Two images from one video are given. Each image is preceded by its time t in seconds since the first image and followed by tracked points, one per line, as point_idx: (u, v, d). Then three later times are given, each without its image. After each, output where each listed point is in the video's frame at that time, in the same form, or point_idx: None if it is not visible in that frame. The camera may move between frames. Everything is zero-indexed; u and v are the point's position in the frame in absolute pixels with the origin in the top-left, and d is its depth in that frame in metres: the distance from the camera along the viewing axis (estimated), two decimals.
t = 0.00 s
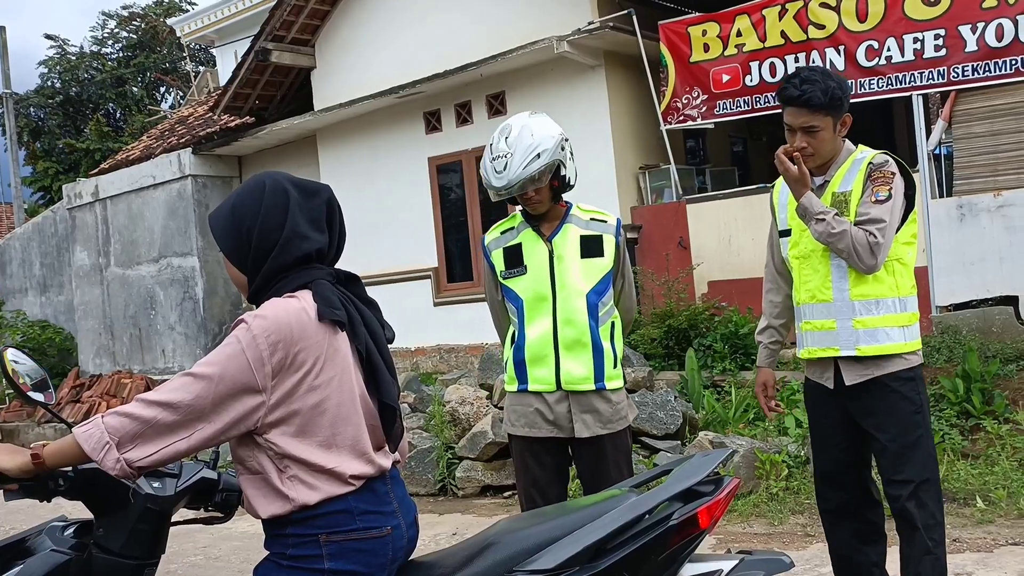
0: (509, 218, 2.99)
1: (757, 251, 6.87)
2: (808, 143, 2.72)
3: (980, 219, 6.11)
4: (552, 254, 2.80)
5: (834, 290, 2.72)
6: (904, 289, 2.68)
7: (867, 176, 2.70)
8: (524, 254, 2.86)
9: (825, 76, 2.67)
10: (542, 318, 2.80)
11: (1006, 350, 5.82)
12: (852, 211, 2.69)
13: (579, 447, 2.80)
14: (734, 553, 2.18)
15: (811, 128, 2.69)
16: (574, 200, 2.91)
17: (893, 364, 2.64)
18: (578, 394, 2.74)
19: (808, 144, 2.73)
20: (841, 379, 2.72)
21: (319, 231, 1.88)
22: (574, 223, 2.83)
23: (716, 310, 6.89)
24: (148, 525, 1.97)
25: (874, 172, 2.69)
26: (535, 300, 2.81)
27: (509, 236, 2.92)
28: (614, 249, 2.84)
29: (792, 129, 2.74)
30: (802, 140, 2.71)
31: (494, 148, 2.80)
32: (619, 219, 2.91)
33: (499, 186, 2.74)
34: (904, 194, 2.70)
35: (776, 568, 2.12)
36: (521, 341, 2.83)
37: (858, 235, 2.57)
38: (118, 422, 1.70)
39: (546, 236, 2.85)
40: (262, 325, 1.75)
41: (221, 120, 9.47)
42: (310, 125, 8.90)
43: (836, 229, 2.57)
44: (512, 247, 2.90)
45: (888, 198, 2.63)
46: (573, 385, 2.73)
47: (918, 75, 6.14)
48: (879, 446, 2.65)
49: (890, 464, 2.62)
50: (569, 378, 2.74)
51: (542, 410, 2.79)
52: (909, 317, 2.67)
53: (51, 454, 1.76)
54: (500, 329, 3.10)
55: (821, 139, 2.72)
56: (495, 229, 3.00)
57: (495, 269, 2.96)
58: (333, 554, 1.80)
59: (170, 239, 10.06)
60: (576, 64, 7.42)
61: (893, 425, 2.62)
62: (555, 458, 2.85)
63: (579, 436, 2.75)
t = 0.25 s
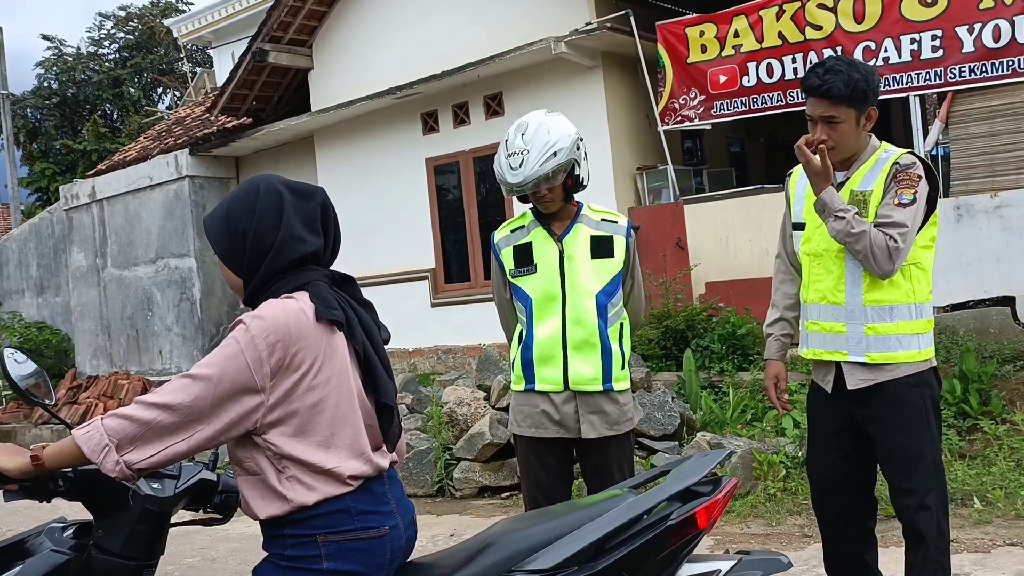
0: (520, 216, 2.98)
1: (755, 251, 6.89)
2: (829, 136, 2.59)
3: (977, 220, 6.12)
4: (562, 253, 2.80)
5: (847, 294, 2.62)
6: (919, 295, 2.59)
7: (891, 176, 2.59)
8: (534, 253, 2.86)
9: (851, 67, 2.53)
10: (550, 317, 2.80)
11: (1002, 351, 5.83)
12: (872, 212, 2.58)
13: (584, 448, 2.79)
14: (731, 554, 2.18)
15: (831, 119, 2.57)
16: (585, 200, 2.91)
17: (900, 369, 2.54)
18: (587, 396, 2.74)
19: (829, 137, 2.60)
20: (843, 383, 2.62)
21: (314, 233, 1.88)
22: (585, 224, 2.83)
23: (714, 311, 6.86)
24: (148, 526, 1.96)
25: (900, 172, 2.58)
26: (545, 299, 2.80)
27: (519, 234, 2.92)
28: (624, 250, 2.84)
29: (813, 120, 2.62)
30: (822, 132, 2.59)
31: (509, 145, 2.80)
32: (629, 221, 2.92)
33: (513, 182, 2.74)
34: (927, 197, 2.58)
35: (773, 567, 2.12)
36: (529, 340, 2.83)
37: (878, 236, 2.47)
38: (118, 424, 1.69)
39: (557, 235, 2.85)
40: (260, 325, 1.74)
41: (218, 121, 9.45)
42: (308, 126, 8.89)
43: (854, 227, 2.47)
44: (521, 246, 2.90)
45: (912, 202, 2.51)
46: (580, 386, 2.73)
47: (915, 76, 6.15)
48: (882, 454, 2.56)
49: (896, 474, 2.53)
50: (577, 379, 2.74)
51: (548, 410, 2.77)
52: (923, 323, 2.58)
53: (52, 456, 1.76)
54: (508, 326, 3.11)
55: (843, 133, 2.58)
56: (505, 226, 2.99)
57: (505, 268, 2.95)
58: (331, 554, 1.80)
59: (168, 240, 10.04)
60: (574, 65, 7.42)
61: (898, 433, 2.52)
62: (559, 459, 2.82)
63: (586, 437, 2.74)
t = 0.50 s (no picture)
0: (521, 217, 2.98)
1: (750, 252, 6.89)
2: (831, 131, 2.57)
3: (971, 221, 6.15)
4: (563, 253, 2.80)
5: (850, 296, 2.59)
6: (924, 300, 2.57)
7: (902, 178, 2.55)
8: (534, 253, 2.85)
9: (851, 63, 2.52)
10: (549, 316, 2.79)
11: (997, 351, 5.85)
12: (882, 214, 2.56)
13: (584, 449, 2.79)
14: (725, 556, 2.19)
15: (832, 115, 2.55)
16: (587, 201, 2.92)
17: (899, 373, 2.52)
18: (585, 396, 2.73)
19: (831, 134, 2.58)
20: (840, 384, 2.61)
21: (306, 234, 1.88)
22: (586, 224, 2.83)
23: (709, 312, 6.86)
24: (144, 528, 1.95)
25: (911, 174, 2.54)
26: (544, 299, 2.80)
27: (520, 233, 2.91)
28: (625, 251, 2.84)
29: (817, 117, 2.61)
30: (824, 129, 2.58)
31: (509, 144, 2.80)
32: (630, 222, 2.92)
33: (512, 182, 2.75)
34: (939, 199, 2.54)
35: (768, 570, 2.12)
36: (528, 340, 2.82)
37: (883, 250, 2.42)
38: (115, 424, 1.69)
39: (558, 235, 2.84)
40: (256, 326, 1.74)
41: (214, 122, 9.44)
42: (303, 127, 8.88)
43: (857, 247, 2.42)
44: (521, 246, 2.89)
45: (926, 206, 2.48)
46: (578, 386, 2.72)
47: (910, 78, 6.17)
48: (880, 458, 2.54)
49: (892, 479, 2.52)
50: (575, 380, 2.73)
51: (546, 411, 2.77)
52: (926, 329, 2.56)
53: (49, 457, 1.75)
54: (508, 327, 3.10)
55: (844, 128, 2.56)
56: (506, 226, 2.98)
57: (505, 267, 2.95)
58: (327, 554, 1.79)
59: (163, 241, 10.03)
60: (569, 66, 7.42)
61: (893, 438, 2.51)
62: (557, 462, 2.82)
63: (584, 438, 2.73)
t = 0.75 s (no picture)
0: (519, 217, 2.97)
1: (743, 255, 6.90)
2: (810, 133, 2.58)
3: (962, 223, 6.16)
4: (561, 254, 2.78)
5: (844, 300, 2.59)
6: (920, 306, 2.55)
7: (895, 184, 2.49)
8: (532, 254, 2.84)
9: (823, 63, 2.55)
10: (547, 317, 2.78)
11: (988, 353, 5.87)
12: (875, 220, 2.52)
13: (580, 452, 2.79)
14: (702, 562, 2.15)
15: (809, 116, 2.56)
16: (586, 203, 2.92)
17: (893, 377, 2.51)
18: (582, 398, 2.73)
19: (810, 135, 2.58)
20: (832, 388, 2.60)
21: (287, 239, 1.88)
22: (584, 225, 2.83)
23: (701, 314, 6.92)
24: (125, 532, 1.96)
25: (908, 183, 2.46)
26: (542, 300, 2.79)
27: (518, 234, 2.90)
28: (623, 252, 2.84)
29: (795, 120, 2.62)
30: (803, 131, 2.58)
31: (506, 145, 2.82)
32: (629, 224, 2.92)
33: (508, 182, 2.76)
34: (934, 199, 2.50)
35: None
36: (525, 342, 2.81)
37: (902, 300, 2.37)
38: (94, 430, 1.69)
39: (556, 236, 2.83)
40: (234, 331, 1.74)
41: (206, 125, 9.42)
42: (296, 130, 8.87)
43: (892, 331, 2.34)
44: (519, 247, 2.88)
45: (929, 218, 2.40)
46: (575, 388, 2.72)
47: (901, 80, 6.19)
48: (872, 461, 2.54)
49: (884, 481, 2.51)
50: (573, 381, 2.72)
51: (542, 412, 2.76)
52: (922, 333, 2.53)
53: (30, 462, 1.75)
54: (504, 328, 3.08)
55: (822, 129, 2.56)
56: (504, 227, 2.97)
57: (502, 268, 2.93)
58: (301, 558, 1.78)
59: (155, 244, 10.01)
60: (562, 69, 7.42)
61: (887, 441, 2.50)
62: (552, 464, 2.81)
63: (579, 440, 2.72)
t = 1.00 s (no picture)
0: (521, 218, 2.96)
1: (737, 256, 6.91)
2: (790, 135, 2.61)
3: (955, 225, 6.17)
4: (562, 256, 2.78)
5: (833, 304, 2.60)
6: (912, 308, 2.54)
7: (876, 184, 2.51)
8: (533, 255, 2.84)
9: (799, 64, 2.59)
10: (547, 319, 2.78)
11: (981, 354, 5.89)
12: (861, 223, 2.52)
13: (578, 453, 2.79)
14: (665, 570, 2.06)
15: (788, 117, 2.59)
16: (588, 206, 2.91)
17: (886, 381, 2.50)
18: (582, 400, 2.72)
19: (789, 136, 2.61)
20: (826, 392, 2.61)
21: (256, 248, 1.88)
22: (587, 227, 2.82)
23: (696, 316, 6.92)
24: (97, 534, 1.95)
25: (891, 184, 2.47)
26: (543, 301, 2.78)
27: (519, 235, 2.90)
28: (626, 254, 2.83)
29: (775, 123, 2.65)
30: (782, 133, 2.61)
31: (508, 144, 2.83)
32: (633, 227, 2.91)
33: (509, 182, 2.77)
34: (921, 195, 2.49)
35: None
36: (525, 343, 2.80)
37: (927, 314, 2.35)
38: (60, 437, 1.69)
39: (560, 237, 2.83)
40: (200, 338, 1.73)
41: (199, 127, 9.41)
42: (290, 132, 8.86)
43: (945, 346, 2.32)
44: (521, 248, 2.87)
45: (919, 216, 2.38)
46: (574, 390, 2.71)
47: (894, 82, 6.21)
48: (866, 464, 2.53)
49: (878, 485, 2.51)
50: (572, 383, 2.72)
51: (541, 414, 2.76)
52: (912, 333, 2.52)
53: None
54: (503, 328, 3.07)
55: (801, 129, 2.59)
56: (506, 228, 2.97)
57: (503, 268, 2.93)
58: (263, 563, 1.77)
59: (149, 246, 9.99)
60: (556, 71, 7.43)
61: (882, 445, 2.49)
62: (552, 467, 2.81)
63: (578, 442, 2.73)
